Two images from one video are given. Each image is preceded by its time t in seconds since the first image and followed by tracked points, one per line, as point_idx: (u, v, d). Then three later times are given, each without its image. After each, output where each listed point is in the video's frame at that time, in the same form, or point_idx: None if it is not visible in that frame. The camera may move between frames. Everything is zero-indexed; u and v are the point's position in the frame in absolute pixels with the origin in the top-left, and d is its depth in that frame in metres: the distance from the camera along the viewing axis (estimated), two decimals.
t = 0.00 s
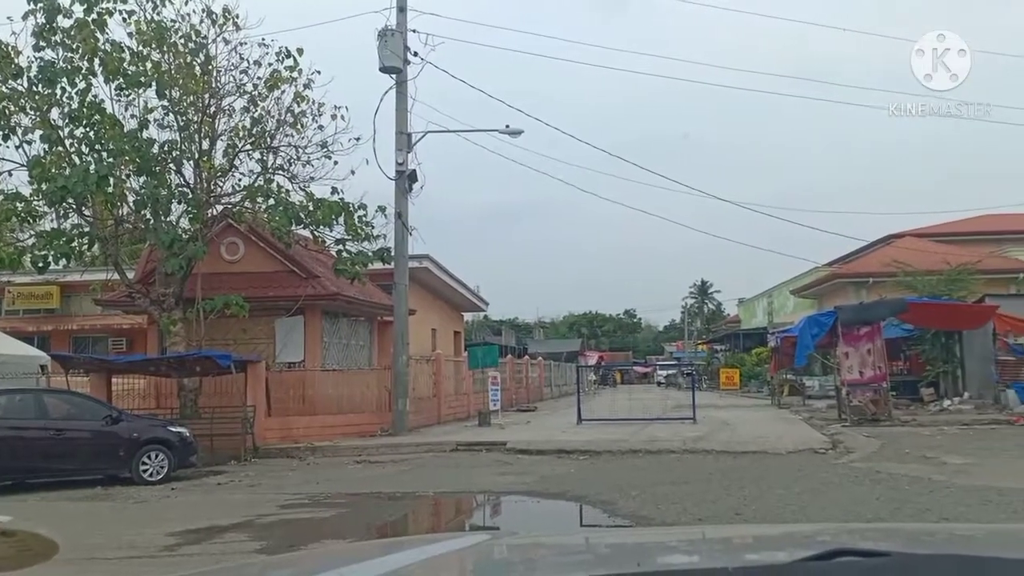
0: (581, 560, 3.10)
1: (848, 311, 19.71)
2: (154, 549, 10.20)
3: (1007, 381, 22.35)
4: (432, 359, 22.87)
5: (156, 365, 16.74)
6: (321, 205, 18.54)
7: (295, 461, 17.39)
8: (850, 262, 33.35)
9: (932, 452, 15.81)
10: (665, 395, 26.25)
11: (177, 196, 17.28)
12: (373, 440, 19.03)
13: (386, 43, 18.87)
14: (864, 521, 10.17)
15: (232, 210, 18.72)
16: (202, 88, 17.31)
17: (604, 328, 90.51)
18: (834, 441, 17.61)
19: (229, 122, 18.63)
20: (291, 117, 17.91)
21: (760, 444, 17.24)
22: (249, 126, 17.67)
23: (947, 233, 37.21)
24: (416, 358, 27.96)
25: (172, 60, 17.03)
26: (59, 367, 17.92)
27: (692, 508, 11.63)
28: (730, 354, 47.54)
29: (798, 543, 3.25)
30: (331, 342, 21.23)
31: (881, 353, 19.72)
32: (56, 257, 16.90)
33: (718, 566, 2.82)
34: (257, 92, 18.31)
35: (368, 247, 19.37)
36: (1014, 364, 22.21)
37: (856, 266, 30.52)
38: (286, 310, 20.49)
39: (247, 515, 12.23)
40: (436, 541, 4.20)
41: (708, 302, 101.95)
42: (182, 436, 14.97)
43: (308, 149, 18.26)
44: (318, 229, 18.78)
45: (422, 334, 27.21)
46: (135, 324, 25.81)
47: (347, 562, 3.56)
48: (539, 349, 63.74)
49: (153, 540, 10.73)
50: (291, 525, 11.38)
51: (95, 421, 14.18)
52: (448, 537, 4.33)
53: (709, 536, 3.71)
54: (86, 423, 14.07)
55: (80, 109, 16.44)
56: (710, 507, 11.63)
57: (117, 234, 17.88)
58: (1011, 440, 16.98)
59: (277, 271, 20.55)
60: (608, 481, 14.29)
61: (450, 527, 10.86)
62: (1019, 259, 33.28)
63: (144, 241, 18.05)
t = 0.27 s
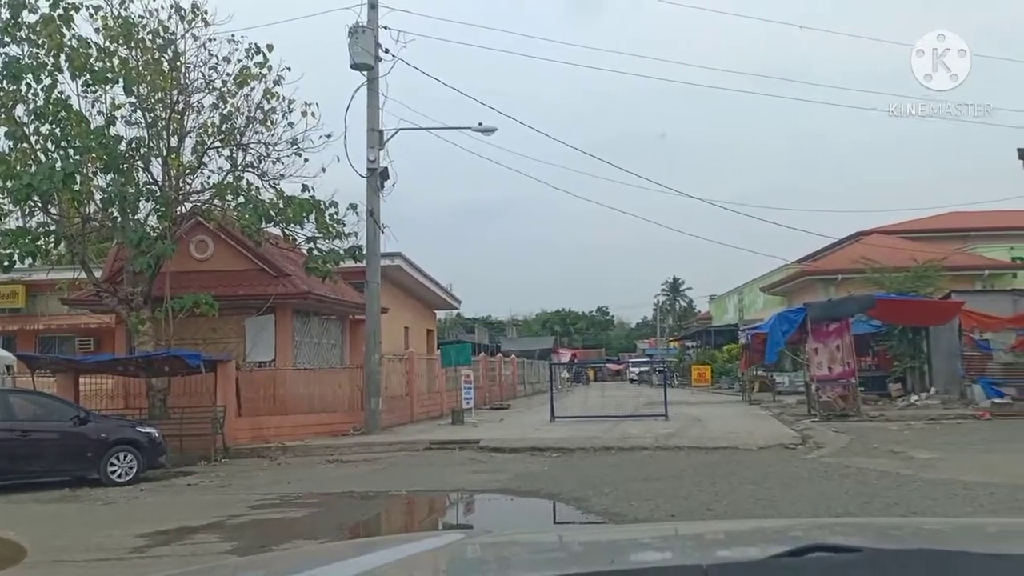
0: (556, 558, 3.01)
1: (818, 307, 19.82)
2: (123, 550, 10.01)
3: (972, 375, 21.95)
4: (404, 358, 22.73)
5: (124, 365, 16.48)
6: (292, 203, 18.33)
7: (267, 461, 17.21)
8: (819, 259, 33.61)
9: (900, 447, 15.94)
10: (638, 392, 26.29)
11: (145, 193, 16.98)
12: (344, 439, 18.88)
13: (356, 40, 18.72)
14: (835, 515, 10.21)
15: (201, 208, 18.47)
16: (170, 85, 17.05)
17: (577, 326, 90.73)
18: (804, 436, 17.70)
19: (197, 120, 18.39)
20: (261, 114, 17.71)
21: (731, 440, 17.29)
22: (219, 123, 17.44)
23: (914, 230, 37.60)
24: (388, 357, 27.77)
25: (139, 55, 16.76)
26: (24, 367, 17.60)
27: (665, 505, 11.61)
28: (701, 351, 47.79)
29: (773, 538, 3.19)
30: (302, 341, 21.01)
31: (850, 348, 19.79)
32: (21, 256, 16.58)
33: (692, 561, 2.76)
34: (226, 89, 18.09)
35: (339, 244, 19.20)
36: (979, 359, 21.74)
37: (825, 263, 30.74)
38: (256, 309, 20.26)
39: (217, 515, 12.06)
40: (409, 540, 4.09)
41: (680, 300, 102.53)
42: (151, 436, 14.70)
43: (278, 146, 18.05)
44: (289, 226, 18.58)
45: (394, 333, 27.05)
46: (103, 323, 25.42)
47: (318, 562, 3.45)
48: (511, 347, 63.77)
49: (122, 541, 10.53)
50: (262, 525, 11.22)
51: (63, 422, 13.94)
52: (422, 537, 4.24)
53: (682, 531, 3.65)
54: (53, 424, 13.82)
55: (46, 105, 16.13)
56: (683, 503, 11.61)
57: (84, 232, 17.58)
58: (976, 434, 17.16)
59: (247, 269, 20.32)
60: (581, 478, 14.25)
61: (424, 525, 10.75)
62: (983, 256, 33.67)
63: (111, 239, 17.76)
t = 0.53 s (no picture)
0: (528, 559, 2.95)
1: (786, 305, 19.94)
2: (89, 555, 9.82)
3: (938, 372, 22.15)
4: (376, 358, 22.59)
5: (89, 367, 16.21)
6: (261, 202, 18.12)
7: (236, 463, 17.01)
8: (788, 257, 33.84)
9: (867, 443, 16.06)
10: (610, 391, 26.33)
11: (111, 193, 16.74)
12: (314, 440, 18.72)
13: (325, 38, 18.54)
14: (804, 511, 10.24)
15: (168, 208, 18.23)
16: (136, 84, 16.80)
17: (549, 325, 90.88)
18: (774, 433, 17.79)
19: (164, 119, 18.16)
20: (228, 112, 17.50)
21: (702, 438, 17.34)
22: (186, 122, 17.21)
23: (880, 229, 37.98)
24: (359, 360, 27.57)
25: (104, 54, 16.49)
26: None
27: (637, 503, 11.60)
28: (672, 349, 47.99)
29: (746, 535, 3.16)
30: (271, 341, 20.79)
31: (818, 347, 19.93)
32: None
33: (664, 559, 2.72)
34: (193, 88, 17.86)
35: (309, 244, 19.03)
36: (945, 356, 21.99)
37: (793, 262, 30.95)
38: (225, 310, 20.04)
39: (186, 518, 11.88)
40: (381, 542, 4.01)
41: (650, 299, 103.01)
42: (118, 439, 14.43)
43: (246, 145, 17.85)
44: (257, 226, 18.38)
45: (365, 333, 26.88)
46: (69, 325, 25.04)
47: (288, 565, 3.36)
48: (483, 347, 63.74)
49: (88, 546, 10.35)
50: (232, 528, 11.07)
51: (27, 425, 13.73)
52: (396, 538, 4.16)
53: (655, 530, 3.60)
54: (17, 428, 13.59)
55: (9, 104, 15.82)
56: (655, 501, 11.61)
57: (48, 232, 17.29)
58: (943, 430, 17.32)
59: (215, 270, 20.09)
60: (553, 477, 14.21)
61: (396, 526, 10.66)
62: (948, 254, 34.08)
63: (76, 240, 17.47)
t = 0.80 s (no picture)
0: (500, 558, 2.91)
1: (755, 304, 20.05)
2: (55, 559, 9.65)
3: (905, 369, 22.40)
4: (347, 358, 22.45)
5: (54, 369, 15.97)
6: (229, 202, 17.93)
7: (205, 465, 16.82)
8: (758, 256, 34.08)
9: (836, 440, 16.18)
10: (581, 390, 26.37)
11: (77, 192, 16.49)
12: (284, 442, 18.57)
13: (294, 36, 18.38)
14: (774, 508, 10.28)
15: (135, 207, 17.99)
16: (101, 81, 16.55)
17: (521, 324, 90.93)
18: (744, 430, 17.89)
19: (130, 117, 17.92)
20: (196, 111, 17.29)
21: (673, 436, 17.39)
22: (152, 121, 16.99)
23: (848, 228, 38.33)
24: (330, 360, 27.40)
25: (69, 51, 16.24)
26: None
27: (609, 501, 11.60)
28: (644, 348, 48.17)
29: (716, 532, 3.14)
30: (240, 342, 20.59)
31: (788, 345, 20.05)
32: None
33: (636, 557, 2.69)
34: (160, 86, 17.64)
35: (278, 244, 18.87)
36: (912, 354, 22.25)
37: (763, 260, 31.13)
38: (193, 310, 19.82)
39: (154, 521, 11.73)
40: (352, 544, 3.95)
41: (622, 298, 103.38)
42: (85, 442, 14.24)
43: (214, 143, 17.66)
44: (226, 226, 18.19)
45: (336, 333, 26.70)
46: (34, 326, 24.65)
47: (257, 568, 3.28)
48: (456, 347, 63.68)
49: (55, 550, 10.17)
50: (201, 531, 10.94)
51: None
52: (367, 539, 4.11)
53: (627, 528, 3.58)
54: None
55: None
56: (627, 499, 11.61)
57: (12, 232, 17.00)
58: (910, 426, 17.48)
59: (183, 270, 19.86)
60: (525, 477, 14.17)
61: (368, 527, 10.58)
62: (915, 252, 34.47)
63: (41, 240, 17.19)
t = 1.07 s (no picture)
0: (474, 560, 2.90)
1: (727, 302, 20.17)
2: (23, 563, 9.51)
3: (873, 367, 22.60)
4: (318, 358, 22.31)
5: (21, 371, 15.73)
6: (199, 201, 17.75)
7: (175, 467, 16.65)
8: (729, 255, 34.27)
9: (807, 437, 16.30)
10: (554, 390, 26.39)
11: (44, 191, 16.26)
12: (255, 442, 18.43)
13: (264, 34, 18.23)
14: (746, 505, 10.34)
15: (103, 207, 17.77)
16: (69, 79, 16.33)
17: (494, 323, 90.86)
18: (716, 428, 17.98)
19: (98, 115, 17.71)
20: (165, 109, 17.11)
21: (646, 434, 17.45)
22: (121, 119, 16.79)
23: (818, 226, 38.64)
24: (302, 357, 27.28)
25: (35, 48, 16.00)
26: None
27: (583, 500, 11.61)
28: (617, 346, 48.32)
29: (687, 531, 3.14)
30: (211, 342, 20.39)
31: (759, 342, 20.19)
32: None
33: (609, 558, 2.68)
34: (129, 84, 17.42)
35: (249, 243, 18.71)
36: (879, 351, 22.51)
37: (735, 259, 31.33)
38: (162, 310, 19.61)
39: (125, 523, 11.58)
40: (324, 547, 3.90)
41: (594, 297, 103.64)
42: (53, 444, 14.13)
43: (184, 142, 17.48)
44: (196, 225, 18.01)
45: (308, 333, 26.55)
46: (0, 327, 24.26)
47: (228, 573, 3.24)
48: (428, 347, 63.51)
49: (23, 553, 10.02)
50: (171, 533, 10.82)
51: None
52: (340, 540, 4.08)
53: (600, 528, 3.57)
54: None
55: None
56: (600, 497, 11.63)
57: None
58: (880, 423, 17.65)
59: (152, 270, 19.64)
60: (499, 476, 14.15)
61: (342, 528, 10.52)
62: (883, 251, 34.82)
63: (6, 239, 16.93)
